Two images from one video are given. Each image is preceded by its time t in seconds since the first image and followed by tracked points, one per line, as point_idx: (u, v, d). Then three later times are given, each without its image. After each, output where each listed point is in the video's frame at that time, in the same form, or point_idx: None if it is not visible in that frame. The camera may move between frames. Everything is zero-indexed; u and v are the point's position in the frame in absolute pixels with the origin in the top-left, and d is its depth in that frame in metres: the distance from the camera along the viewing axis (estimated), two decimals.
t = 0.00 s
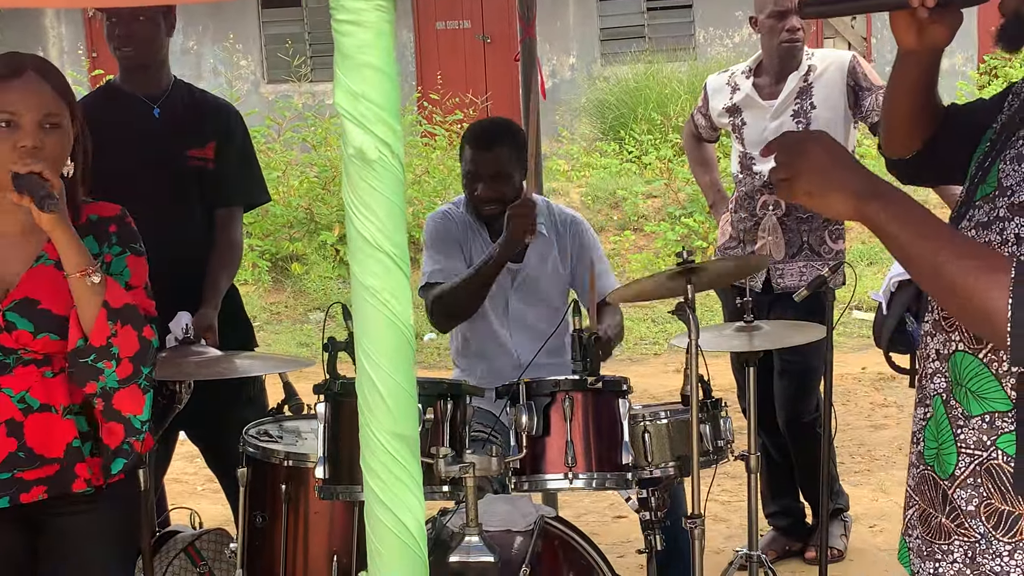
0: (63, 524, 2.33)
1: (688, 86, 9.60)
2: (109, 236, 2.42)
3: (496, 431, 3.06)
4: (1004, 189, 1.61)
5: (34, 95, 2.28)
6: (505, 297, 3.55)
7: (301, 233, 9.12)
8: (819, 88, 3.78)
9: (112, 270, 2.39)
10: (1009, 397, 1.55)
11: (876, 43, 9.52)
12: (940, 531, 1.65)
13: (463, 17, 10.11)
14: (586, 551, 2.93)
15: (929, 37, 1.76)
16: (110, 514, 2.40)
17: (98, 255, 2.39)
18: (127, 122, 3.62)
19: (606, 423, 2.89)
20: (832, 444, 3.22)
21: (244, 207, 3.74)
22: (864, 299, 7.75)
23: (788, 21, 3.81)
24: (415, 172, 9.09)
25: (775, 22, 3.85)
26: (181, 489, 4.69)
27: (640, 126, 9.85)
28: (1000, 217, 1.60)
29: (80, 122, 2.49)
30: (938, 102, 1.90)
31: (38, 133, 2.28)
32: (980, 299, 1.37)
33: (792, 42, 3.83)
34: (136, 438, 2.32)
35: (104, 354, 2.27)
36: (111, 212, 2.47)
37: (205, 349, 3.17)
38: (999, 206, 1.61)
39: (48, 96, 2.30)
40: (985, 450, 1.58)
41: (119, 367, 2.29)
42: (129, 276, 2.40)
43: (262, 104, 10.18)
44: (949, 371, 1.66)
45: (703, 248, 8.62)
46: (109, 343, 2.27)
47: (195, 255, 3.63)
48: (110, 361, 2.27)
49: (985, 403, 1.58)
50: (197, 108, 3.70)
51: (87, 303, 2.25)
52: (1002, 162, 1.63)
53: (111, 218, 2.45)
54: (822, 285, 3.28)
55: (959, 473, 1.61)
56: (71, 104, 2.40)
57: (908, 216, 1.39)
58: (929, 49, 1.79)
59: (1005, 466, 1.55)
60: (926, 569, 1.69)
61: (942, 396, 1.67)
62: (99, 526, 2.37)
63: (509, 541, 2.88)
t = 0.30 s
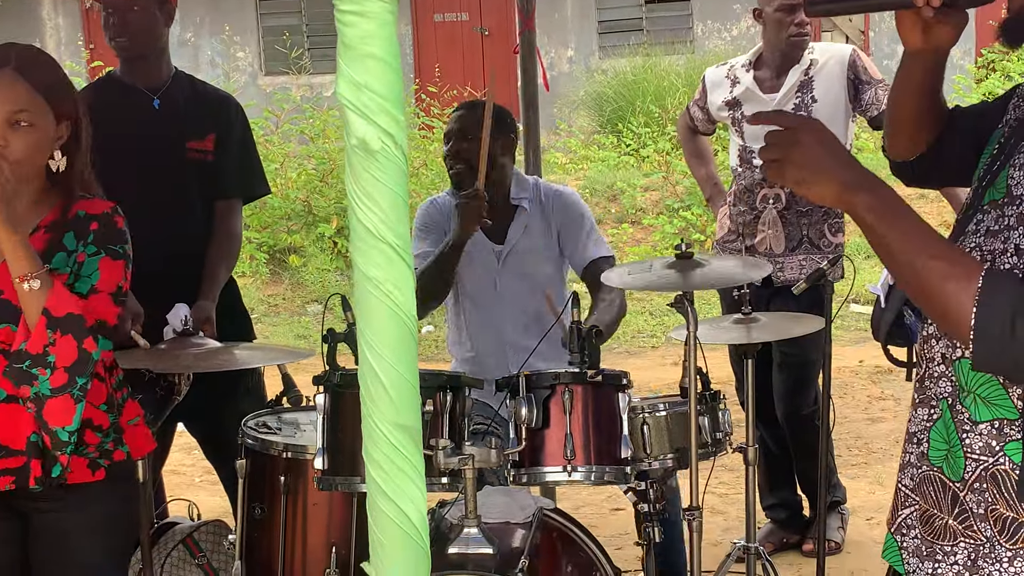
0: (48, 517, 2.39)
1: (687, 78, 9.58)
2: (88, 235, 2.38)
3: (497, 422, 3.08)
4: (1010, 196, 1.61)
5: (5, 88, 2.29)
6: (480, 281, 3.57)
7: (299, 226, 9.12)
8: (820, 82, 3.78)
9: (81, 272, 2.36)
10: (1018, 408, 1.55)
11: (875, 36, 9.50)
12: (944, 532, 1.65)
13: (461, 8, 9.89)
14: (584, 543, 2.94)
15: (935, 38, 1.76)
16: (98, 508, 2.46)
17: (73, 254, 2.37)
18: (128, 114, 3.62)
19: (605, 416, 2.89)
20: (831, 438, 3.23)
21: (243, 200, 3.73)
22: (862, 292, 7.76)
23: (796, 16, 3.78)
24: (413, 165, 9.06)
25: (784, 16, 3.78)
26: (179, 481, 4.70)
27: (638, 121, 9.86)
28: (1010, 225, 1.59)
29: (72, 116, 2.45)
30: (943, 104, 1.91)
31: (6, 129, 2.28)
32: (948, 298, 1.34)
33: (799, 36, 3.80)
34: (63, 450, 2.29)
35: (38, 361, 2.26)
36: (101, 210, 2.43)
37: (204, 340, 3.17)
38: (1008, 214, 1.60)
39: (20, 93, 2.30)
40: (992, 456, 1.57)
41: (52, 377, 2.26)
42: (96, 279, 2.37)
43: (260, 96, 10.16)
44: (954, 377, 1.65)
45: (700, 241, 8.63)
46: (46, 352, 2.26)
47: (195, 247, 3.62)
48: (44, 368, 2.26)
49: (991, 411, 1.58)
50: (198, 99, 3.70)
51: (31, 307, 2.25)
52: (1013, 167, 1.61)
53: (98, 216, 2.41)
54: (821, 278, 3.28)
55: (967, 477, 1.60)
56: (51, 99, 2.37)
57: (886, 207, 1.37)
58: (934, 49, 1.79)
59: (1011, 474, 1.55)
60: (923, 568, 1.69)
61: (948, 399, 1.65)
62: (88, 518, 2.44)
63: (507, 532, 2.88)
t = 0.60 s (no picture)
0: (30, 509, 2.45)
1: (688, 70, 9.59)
2: (57, 230, 2.31)
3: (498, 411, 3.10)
4: (1001, 196, 1.59)
5: None
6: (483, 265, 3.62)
7: (298, 216, 9.12)
8: (824, 74, 3.77)
9: (55, 275, 2.28)
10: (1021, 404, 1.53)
11: (876, 29, 9.49)
12: (956, 524, 1.64)
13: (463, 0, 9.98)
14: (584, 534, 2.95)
15: (931, 27, 1.74)
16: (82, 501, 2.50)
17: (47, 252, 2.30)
18: (130, 101, 3.61)
19: (606, 406, 2.89)
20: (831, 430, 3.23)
21: (245, 189, 3.73)
22: (862, 285, 7.77)
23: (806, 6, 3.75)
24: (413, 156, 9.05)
25: (796, 10, 3.71)
26: (179, 470, 4.69)
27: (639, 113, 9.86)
28: (1003, 227, 1.57)
29: (34, 102, 2.40)
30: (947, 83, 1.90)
31: None
32: (931, 304, 1.32)
33: (813, 27, 3.75)
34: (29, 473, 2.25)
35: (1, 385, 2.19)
36: (71, 202, 2.36)
37: (205, 329, 3.17)
38: (1000, 214, 1.58)
39: None
40: (998, 449, 1.56)
41: (15, 402, 2.19)
42: (71, 281, 2.28)
43: (260, 85, 10.14)
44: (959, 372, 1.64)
45: (700, 234, 8.64)
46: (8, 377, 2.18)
47: (195, 236, 3.62)
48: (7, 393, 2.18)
49: (996, 406, 1.56)
50: (200, 88, 3.68)
51: None
52: (1007, 165, 1.58)
53: (67, 208, 2.34)
54: (822, 269, 3.29)
55: (976, 470, 1.59)
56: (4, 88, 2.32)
57: (872, 207, 1.33)
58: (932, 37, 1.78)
59: (1018, 465, 1.54)
60: (945, 561, 1.68)
61: (952, 396, 1.65)
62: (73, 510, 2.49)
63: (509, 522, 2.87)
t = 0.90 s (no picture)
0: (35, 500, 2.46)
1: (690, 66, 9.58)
2: (33, 222, 2.36)
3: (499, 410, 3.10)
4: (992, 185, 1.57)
5: None
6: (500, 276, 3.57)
7: (301, 209, 9.13)
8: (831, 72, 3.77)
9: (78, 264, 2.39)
10: (1009, 392, 1.53)
11: (880, 27, 9.49)
12: (948, 521, 1.65)
13: None
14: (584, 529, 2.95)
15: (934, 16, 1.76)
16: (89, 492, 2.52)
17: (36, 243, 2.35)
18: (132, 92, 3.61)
19: (606, 401, 2.89)
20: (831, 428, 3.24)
21: (248, 181, 3.70)
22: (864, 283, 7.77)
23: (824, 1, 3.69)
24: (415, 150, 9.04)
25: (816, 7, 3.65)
26: (180, 462, 4.70)
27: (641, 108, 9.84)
28: (992, 212, 1.55)
29: None
30: (949, 91, 1.91)
31: None
32: (899, 256, 1.36)
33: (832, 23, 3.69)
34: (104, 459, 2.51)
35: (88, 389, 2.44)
36: (34, 190, 2.39)
37: (206, 322, 3.16)
38: (991, 202, 1.55)
39: None
40: (986, 443, 1.56)
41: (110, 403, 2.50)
42: (92, 259, 2.42)
43: (263, 78, 10.13)
44: (956, 368, 1.63)
45: (701, 230, 8.64)
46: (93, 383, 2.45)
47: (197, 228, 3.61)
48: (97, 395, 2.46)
49: (990, 397, 1.55)
50: (203, 80, 3.68)
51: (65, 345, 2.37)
52: (994, 158, 1.59)
53: (31, 198, 2.37)
54: (825, 267, 3.29)
55: (968, 466, 1.59)
56: None
57: (859, 161, 1.36)
58: (936, 23, 1.80)
59: (1005, 461, 1.53)
60: (937, 557, 1.69)
61: (948, 394, 1.64)
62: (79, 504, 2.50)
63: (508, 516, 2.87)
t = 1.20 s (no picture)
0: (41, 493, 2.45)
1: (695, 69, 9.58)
2: (53, 207, 2.42)
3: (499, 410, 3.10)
4: (1006, 203, 1.57)
5: None
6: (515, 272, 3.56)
7: (303, 208, 9.14)
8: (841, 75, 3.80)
9: (78, 254, 2.45)
10: (1019, 413, 1.52)
11: (883, 31, 9.50)
12: (945, 536, 1.63)
13: None
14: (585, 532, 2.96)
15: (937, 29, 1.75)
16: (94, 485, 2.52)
17: (54, 232, 2.42)
18: (134, 89, 3.60)
19: (608, 403, 2.89)
20: (833, 431, 3.24)
21: (249, 177, 3.73)
22: (865, 287, 7.78)
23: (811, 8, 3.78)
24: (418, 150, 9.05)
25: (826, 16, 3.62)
26: (181, 460, 4.71)
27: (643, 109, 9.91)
28: (1003, 234, 1.55)
29: None
30: (959, 89, 1.90)
31: None
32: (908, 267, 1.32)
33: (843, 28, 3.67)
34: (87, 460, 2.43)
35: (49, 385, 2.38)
36: (55, 176, 2.46)
37: (209, 320, 3.16)
38: (1003, 222, 1.56)
39: None
40: (991, 460, 1.55)
41: (66, 400, 2.38)
42: (95, 258, 2.47)
43: (267, 77, 10.13)
44: (958, 384, 1.63)
45: (703, 233, 8.64)
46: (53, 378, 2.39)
47: (197, 224, 3.63)
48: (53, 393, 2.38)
49: (991, 416, 1.55)
50: (203, 77, 3.67)
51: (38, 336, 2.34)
52: (1009, 176, 1.58)
53: (55, 183, 2.44)
54: (828, 270, 3.29)
55: (971, 481, 1.58)
56: None
57: (875, 168, 1.34)
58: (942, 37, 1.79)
59: (1010, 478, 1.53)
60: (933, 572, 1.67)
61: (951, 410, 1.64)
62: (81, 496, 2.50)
63: (508, 517, 2.87)
